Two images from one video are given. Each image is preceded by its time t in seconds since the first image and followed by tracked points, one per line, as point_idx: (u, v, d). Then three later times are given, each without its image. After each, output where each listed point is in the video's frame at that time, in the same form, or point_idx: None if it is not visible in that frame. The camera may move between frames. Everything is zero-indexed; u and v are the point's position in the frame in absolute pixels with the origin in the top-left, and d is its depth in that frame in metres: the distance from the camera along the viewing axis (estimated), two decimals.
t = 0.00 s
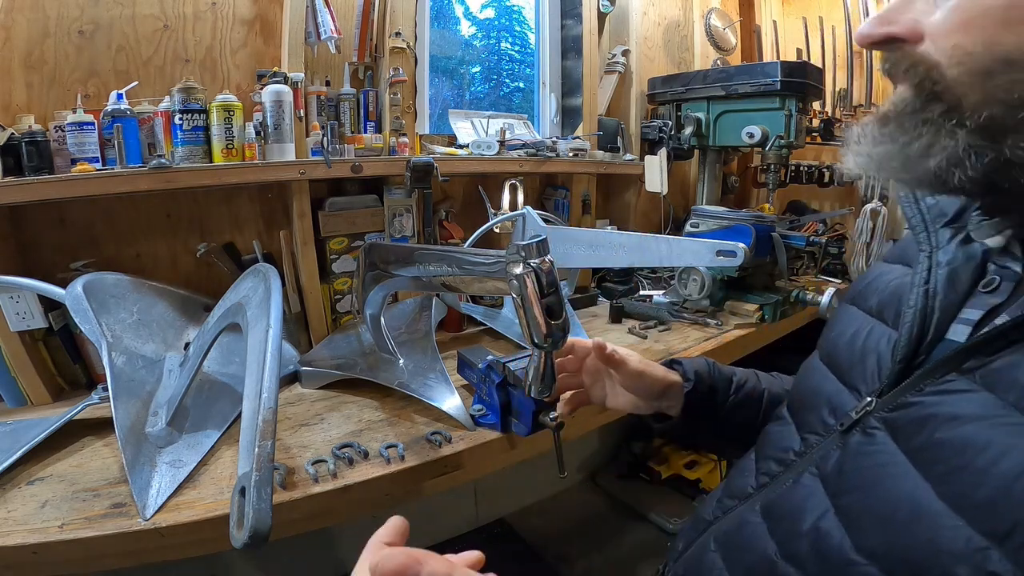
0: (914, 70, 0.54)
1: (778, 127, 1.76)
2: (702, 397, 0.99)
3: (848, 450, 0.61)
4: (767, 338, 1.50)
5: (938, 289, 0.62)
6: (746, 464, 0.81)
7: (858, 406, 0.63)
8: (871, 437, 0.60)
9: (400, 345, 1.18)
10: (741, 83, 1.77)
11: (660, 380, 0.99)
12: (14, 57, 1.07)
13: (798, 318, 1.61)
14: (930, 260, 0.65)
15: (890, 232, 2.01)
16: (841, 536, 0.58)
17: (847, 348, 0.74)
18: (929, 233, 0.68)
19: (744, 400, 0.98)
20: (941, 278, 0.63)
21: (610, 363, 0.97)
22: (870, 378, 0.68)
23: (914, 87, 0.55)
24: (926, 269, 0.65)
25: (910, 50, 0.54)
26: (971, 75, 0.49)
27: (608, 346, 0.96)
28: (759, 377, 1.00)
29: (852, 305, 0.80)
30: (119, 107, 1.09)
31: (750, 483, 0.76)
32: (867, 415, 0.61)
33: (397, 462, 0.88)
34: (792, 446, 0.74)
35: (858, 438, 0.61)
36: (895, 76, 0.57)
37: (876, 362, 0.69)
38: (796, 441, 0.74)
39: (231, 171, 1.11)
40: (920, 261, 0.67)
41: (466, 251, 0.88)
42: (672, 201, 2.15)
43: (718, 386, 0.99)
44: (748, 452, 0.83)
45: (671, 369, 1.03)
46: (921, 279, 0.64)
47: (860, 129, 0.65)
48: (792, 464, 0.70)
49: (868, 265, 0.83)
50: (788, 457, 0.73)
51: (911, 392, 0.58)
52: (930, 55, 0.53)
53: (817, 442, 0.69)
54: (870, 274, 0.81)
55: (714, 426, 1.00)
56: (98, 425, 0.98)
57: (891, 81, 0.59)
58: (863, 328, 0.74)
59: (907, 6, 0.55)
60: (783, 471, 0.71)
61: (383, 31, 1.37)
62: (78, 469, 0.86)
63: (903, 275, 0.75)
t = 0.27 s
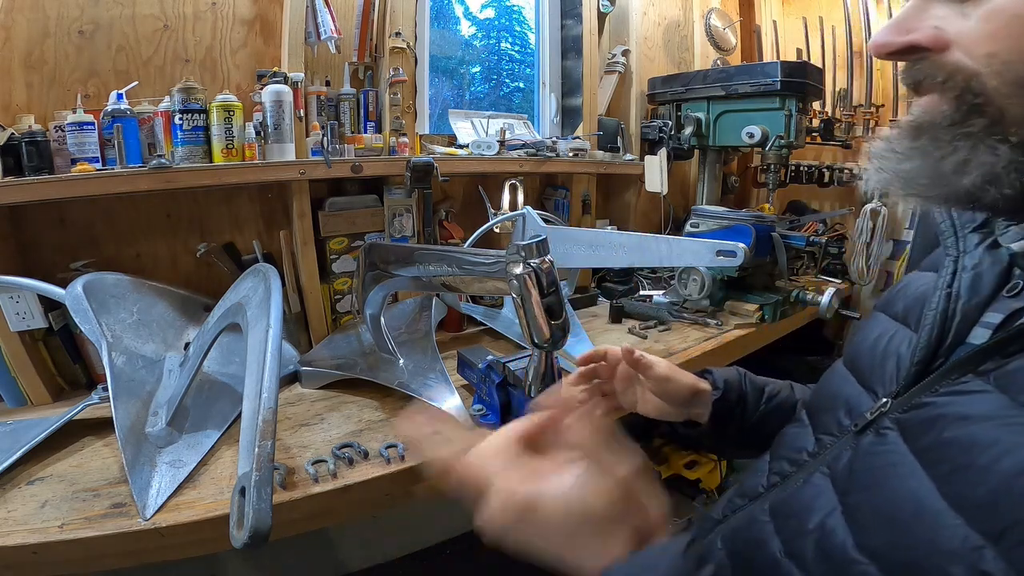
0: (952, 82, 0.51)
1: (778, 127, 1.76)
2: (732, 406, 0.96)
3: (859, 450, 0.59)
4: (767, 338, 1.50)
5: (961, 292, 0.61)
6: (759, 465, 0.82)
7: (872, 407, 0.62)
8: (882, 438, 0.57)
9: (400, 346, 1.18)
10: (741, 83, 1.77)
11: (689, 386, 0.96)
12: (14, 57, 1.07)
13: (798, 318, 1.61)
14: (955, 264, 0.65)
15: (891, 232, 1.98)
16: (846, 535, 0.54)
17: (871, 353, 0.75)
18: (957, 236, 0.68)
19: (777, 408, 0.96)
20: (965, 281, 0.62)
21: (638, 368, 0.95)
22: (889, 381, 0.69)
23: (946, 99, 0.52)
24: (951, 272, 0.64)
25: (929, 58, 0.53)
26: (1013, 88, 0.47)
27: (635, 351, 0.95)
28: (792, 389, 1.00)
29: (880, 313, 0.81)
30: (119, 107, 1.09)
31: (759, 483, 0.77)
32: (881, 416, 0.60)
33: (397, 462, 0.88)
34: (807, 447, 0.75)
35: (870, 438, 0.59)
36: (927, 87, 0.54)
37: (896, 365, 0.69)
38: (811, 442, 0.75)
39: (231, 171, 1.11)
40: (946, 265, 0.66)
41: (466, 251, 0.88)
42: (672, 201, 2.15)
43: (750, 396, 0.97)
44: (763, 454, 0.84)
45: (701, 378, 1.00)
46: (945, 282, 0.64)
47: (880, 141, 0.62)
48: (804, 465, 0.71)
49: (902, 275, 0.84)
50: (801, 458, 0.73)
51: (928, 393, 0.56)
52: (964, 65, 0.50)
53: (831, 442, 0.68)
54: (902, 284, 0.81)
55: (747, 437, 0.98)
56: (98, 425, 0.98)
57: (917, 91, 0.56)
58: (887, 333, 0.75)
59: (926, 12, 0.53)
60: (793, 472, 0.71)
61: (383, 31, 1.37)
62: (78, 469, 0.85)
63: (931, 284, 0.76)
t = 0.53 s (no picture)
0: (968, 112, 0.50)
1: (778, 127, 1.76)
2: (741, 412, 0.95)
3: (869, 452, 0.62)
4: (767, 338, 1.50)
5: (977, 298, 0.63)
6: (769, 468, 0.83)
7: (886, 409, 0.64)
8: (892, 440, 0.60)
9: (400, 345, 1.18)
10: (741, 83, 1.77)
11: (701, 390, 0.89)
12: (14, 57, 1.07)
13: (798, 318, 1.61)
14: (972, 269, 0.66)
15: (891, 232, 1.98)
16: (852, 534, 0.58)
17: (884, 355, 0.76)
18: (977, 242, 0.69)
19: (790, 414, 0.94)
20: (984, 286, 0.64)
21: (649, 371, 0.90)
22: (902, 383, 0.70)
23: (966, 136, 0.51)
24: (968, 277, 0.66)
25: (936, 82, 0.52)
26: None
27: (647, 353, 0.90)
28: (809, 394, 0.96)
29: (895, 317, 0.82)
30: (119, 107, 1.09)
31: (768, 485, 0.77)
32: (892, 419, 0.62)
33: (396, 462, 0.88)
34: (817, 448, 0.76)
35: (880, 440, 0.62)
36: (943, 120, 0.53)
37: (910, 368, 0.70)
38: (821, 444, 0.76)
39: (231, 171, 1.11)
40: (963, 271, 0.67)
41: (466, 251, 0.88)
42: (672, 201, 2.15)
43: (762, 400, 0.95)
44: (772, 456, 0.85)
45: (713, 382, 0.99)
46: (962, 288, 0.65)
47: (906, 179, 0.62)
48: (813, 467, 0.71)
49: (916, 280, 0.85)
50: (813, 460, 0.74)
51: (941, 396, 0.58)
52: (980, 93, 0.49)
53: (843, 445, 0.70)
54: (919, 288, 0.82)
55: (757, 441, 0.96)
56: (98, 425, 0.98)
57: (934, 123, 0.55)
58: (902, 336, 0.76)
59: (922, 31, 0.53)
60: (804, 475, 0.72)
61: (383, 31, 1.37)
62: (78, 469, 0.86)
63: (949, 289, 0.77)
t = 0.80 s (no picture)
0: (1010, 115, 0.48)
1: (778, 127, 1.76)
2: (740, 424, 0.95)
3: (876, 457, 0.63)
4: (767, 338, 1.50)
5: (972, 299, 0.63)
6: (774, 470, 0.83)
7: (889, 415, 0.64)
8: (900, 446, 0.61)
9: (400, 345, 1.18)
10: (741, 83, 1.77)
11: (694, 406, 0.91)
12: (14, 57, 1.07)
13: (798, 318, 1.61)
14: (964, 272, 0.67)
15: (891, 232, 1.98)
16: (866, 541, 0.58)
17: (881, 358, 0.76)
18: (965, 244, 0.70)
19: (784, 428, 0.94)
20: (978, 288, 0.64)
21: (642, 392, 0.91)
22: (902, 386, 0.70)
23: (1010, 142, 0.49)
24: (961, 279, 0.66)
25: (965, 78, 0.50)
26: None
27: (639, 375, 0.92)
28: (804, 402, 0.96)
29: (888, 318, 0.83)
30: (119, 107, 1.09)
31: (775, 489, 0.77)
32: (898, 424, 0.63)
33: (396, 462, 0.88)
34: (819, 453, 0.75)
35: (887, 446, 0.62)
36: (975, 124, 0.51)
37: (910, 371, 0.71)
38: (823, 448, 0.76)
39: (231, 171, 1.11)
40: (955, 273, 0.68)
41: (466, 251, 0.88)
42: (672, 201, 2.15)
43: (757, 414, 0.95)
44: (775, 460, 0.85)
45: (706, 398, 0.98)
46: (955, 290, 0.66)
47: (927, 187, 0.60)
48: (819, 472, 0.71)
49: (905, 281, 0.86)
50: (815, 465, 0.74)
51: (945, 401, 0.59)
52: None
53: (846, 450, 0.70)
54: (908, 290, 0.83)
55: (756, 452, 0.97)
56: (98, 425, 0.98)
57: (955, 125, 0.53)
58: (898, 339, 0.76)
59: (949, 25, 0.50)
60: (810, 479, 0.72)
61: (383, 31, 1.37)
62: (78, 469, 0.86)
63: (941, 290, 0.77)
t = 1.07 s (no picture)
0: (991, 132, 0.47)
1: (778, 127, 1.76)
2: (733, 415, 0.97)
3: (878, 465, 0.63)
4: (767, 338, 1.50)
5: (973, 305, 0.64)
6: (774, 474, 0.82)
7: (890, 423, 0.65)
8: (903, 456, 0.61)
9: (400, 345, 1.18)
10: (741, 83, 1.77)
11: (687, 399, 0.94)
12: (14, 57, 1.07)
13: (798, 318, 1.61)
14: (962, 276, 0.67)
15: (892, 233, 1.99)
16: (868, 550, 0.58)
17: (881, 362, 0.76)
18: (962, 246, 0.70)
19: (775, 414, 0.98)
20: (977, 293, 0.64)
21: (636, 383, 0.91)
22: (903, 392, 0.71)
23: (977, 154, 0.49)
24: (960, 284, 0.66)
25: (943, 90, 0.49)
26: None
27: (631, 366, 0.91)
28: (790, 390, 1.01)
29: (886, 319, 0.83)
30: (119, 107, 1.09)
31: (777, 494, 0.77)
32: (899, 432, 0.63)
33: (396, 462, 0.88)
34: (821, 458, 0.75)
35: (889, 455, 0.62)
36: (949, 134, 0.51)
37: (911, 377, 0.71)
38: (825, 454, 0.75)
39: (231, 171, 1.11)
40: (954, 277, 0.68)
41: (466, 251, 0.88)
42: (671, 202, 2.15)
43: (749, 402, 0.98)
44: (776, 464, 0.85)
45: (700, 389, 1.01)
46: (955, 294, 0.66)
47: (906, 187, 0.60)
48: (822, 478, 0.71)
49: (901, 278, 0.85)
50: (818, 471, 0.74)
51: (947, 410, 0.59)
52: (997, 106, 0.46)
53: (847, 456, 0.70)
54: (904, 288, 0.83)
55: (750, 443, 0.99)
56: (98, 425, 0.98)
57: (930, 132, 0.53)
58: (898, 343, 0.76)
59: (925, 35, 0.50)
60: (812, 484, 0.72)
61: (383, 31, 1.37)
62: (78, 469, 0.86)
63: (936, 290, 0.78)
